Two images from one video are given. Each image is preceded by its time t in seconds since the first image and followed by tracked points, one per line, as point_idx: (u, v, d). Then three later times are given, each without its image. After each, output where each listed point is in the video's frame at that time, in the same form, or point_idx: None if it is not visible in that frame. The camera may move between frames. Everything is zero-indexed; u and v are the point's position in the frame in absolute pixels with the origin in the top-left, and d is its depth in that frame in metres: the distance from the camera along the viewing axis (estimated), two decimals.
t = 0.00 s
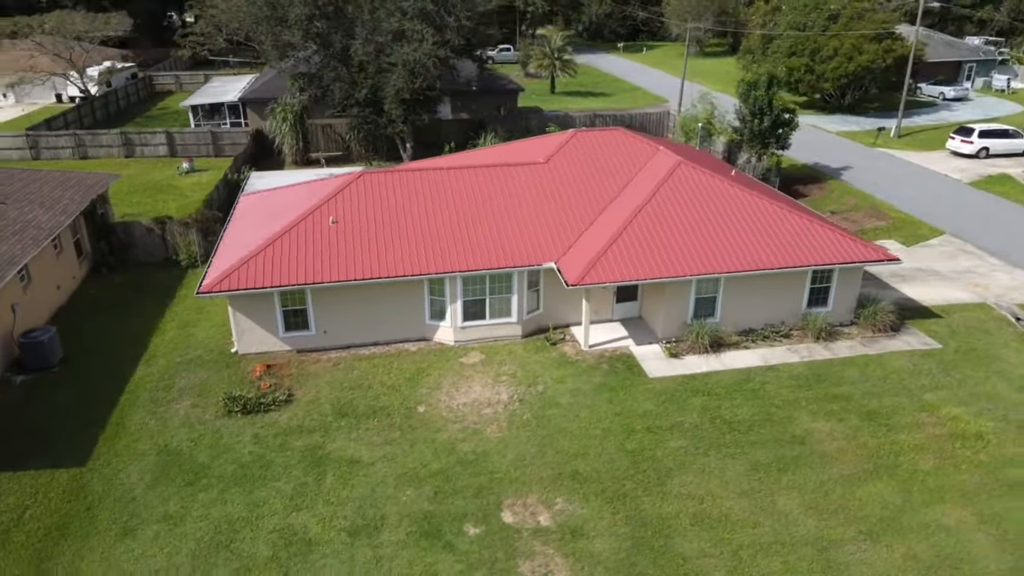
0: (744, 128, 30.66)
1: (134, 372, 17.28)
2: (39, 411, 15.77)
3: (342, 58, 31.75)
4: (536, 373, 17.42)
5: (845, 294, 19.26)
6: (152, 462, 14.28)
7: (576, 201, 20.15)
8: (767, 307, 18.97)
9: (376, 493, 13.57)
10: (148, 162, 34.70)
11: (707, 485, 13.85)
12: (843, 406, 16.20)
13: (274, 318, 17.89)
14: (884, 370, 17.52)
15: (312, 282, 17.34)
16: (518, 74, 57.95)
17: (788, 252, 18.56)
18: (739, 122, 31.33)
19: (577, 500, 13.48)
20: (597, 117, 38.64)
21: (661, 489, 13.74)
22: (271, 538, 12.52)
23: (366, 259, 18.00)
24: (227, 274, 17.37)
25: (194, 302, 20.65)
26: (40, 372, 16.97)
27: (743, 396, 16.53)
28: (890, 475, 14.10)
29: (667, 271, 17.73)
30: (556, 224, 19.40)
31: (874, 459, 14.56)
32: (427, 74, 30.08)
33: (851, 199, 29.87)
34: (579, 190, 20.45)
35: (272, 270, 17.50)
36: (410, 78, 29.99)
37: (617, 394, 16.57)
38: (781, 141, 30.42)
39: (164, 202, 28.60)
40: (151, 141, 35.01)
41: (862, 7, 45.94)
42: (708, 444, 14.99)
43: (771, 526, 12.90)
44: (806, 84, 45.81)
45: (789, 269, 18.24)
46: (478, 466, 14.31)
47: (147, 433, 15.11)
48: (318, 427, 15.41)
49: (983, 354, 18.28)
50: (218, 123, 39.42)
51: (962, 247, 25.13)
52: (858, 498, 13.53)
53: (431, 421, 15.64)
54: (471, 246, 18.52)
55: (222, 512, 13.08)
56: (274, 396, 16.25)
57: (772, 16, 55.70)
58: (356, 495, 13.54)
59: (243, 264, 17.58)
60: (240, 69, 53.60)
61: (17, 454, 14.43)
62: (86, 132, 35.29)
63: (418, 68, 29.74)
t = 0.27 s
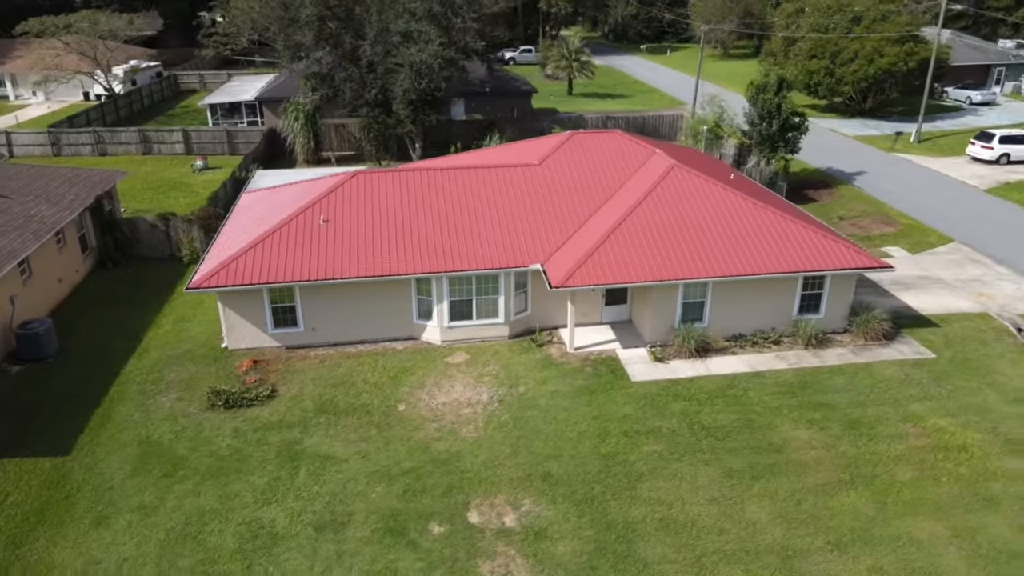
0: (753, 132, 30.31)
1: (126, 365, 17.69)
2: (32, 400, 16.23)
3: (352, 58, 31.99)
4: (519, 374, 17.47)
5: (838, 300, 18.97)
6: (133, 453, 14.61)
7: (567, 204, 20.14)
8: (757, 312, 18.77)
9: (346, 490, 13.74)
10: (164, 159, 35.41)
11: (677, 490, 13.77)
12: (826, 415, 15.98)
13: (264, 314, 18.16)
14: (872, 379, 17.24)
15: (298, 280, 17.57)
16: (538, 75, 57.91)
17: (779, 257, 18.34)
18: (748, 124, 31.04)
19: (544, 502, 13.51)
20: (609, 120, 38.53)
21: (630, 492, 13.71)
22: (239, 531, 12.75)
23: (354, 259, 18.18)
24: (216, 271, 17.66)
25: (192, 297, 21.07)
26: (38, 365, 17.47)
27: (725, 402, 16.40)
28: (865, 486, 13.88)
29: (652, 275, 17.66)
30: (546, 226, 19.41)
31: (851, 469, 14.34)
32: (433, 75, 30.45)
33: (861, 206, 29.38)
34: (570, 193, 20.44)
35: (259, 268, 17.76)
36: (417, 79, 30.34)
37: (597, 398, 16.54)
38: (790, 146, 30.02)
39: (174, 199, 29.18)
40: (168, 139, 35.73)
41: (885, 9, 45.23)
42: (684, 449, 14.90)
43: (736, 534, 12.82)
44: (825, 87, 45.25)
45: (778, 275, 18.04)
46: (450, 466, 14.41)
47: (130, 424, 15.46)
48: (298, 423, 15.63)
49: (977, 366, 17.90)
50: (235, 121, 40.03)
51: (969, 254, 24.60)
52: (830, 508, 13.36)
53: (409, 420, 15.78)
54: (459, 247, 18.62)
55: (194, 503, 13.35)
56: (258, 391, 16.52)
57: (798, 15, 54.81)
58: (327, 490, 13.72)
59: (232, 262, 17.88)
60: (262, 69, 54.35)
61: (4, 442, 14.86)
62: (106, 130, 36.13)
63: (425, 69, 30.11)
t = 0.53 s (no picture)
0: (761, 135, 30.00)
1: (119, 357, 18.09)
2: (24, 389, 16.65)
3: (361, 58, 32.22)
4: (502, 374, 17.52)
5: (830, 306, 18.72)
6: (115, 443, 14.95)
7: (559, 206, 20.17)
8: (747, 317, 18.58)
9: (318, 484, 13.92)
10: (180, 157, 36.08)
11: (646, 494, 13.72)
12: (807, 423, 15.76)
13: (254, 310, 18.45)
14: (859, 388, 16.97)
15: (286, 277, 17.82)
16: (557, 76, 57.88)
17: (769, 263, 18.15)
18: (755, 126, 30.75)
19: (512, 502, 13.54)
20: (620, 121, 38.37)
21: (598, 495, 13.69)
22: (209, 522, 12.99)
23: (342, 257, 18.38)
24: (207, 267, 17.99)
25: (190, 292, 21.46)
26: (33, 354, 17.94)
27: (705, 407, 16.29)
28: (839, 496, 13.67)
29: (638, 278, 17.60)
30: (535, 227, 19.46)
31: (827, 477, 14.15)
32: (440, 76, 30.69)
33: (870, 211, 28.90)
34: (562, 195, 20.47)
35: (249, 264, 18.05)
36: (423, 79, 30.56)
37: (577, 399, 16.53)
38: (799, 149, 29.63)
39: (184, 194, 29.73)
40: (184, 137, 36.38)
41: (910, 11, 44.33)
42: (658, 454, 14.81)
43: (702, 540, 12.72)
44: (845, 90, 44.63)
45: (766, 280, 17.86)
46: (423, 464, 14.50)
47: (116, 415, 15.81)
48: (279, 418, 15.85)
49: (971, 377, 17.51)
50: (252, 120, 40.51)
51: (977, 262, 24.06)
52: (800, 516, 13.20)
53: (387, 418, 15.91)
54: (447, 247, 18.73)
55: (168, 494, 13.62)
56: (243, 385, 16.80)
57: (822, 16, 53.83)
58: (299, 485, 13.91)
59: (223, 258, 18.19)
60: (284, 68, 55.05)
61: None
62: (125, 127, 36.93)
63: (431, 70, 30.33)
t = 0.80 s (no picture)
0: (769, 139, 29.66)
1: (113, 349, 18.51)
2: (18, 377, 17.12)
3: (370, 58, 32.46)
4: (485, 373, 17.58)
5: (820, 312, 18.47)
6: (99, 432, 15.32)
7: (549, 207, 20.19)
8: (734, 322, 18.42)
9: (290, 478, 14.12)
10: (196, 154, 36.74)
11: (614, 497, 13.68)
12: (787, 429, 15.57)
13: (244, 305, 18.76)
14: (844, 395, 16.73)
15: (275, 273, 18.09)
16: (576, 78, 57.75)
17: (757, 266, 17.98)
18: (763, 130, 30.41)
19: (479, 500, 13.61)
20: (632, 123, 38.20)
21: (566, 496, 13.70)
22: (180, 511, 13.25)
23: (332, 254, 18.61)
24: (198, 262, 18.32)
25: (189, 287, 21.87)
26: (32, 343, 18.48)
27: (685, 411, 16.19)
28: (809, 504, 13.50)
29: (622, 280, 17.54)
30: (525, 228, 19.53)
31: (800, 485, 13.98)
32: (445, 76, 31.05)
33: (879, 216, 28.40)
34: (553, 197, 20.49)
35: (239, 261, 18.34)
36: (429, 79, 30.89)
37: (557, 400, 16.52)
38: (808, 153, 29.27)
39: (194, 191, 30.25)
40: (200, 134, 37.04)
41: (935, 13, 43.49)
42: (632, 457, 14.76)
43: (664, 544, 12.66)
44: (865, 93, 43.97)
45: (754, 284, 17.67)
46: (395, 461, 14.62)
47: (103, 405, 16.19)
48: (260, 412, 16.10)
49: (963, 386, 17.15)
50: (270, 119, 40.88)
51: (983, 270, 23.51)
52: (768, 523, 13.07)
53: (367, 414, 16.07)
54: (435, 246, 18.87)
55: (144, 484, 13.92)
56: (229, 378, 17.11)
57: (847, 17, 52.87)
58: (272, 478, 14.11)
59: (214, 254, 18.50)
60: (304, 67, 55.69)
61: None
62: (144, 124, 37.72)
63: (437, 70, 30.68)
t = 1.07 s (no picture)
0: (776, 142, 29.26)
1: (107, 341, 18.93)
2: (13, 367, 17.61)
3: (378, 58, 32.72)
4: (467, 373, 17.65)
5: (809, 318, 18.24)
6: (84, 422, 15.69)
7: (539, 209, 20.26)
8: (720, 326, 18.27)
9: (263, 472, 14.32)
10: (210, 151, 37.37)
11: (582, 499, 13.66)
12: (764, 436, 15.41)
13: (234, 301, 19.07)
14: (828, 403, 16.50)
15: (263, 269, 18.37)
16: (594, 79, 57.57)
17: (743, 271, 17.81)
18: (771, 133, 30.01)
19: (446, 499, 13.69)
20: (643, 124, 37.98)
21: (533, 497, 13.71)
22: (153, 502, 13.53)
23: (320, 251, 18.83)
24: (190, 257, 18.66)
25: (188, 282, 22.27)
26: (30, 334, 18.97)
27: (663, 415, 16.09)
28: (777, 512, 13.34)
29: (605, 282, 17.51)
30: (514, 230, 19.60)
31: (771, 492, 13.84)
32: (450, 76, 31.18)
33: (887, 222, 27.92)
34: (544, 198, 20.57)
35: (229, 257, 18.65)
36: (435, 79, 31.05)
37: (535, 402, 16.54)
38: (817, 157, 28.85)
39: (204, 187, 30.78)
40: (215, 132, 37.66)
41: (960, 15, 42.68)
42: (604, 460, 14.71)
43: (626, 548, 12.61)
44: (884, 96, 43.20)
45: (740, 289, 17.52)
46: (368, 458, 14.75)
47: (91, 396, 16.57)
48: (242, 406, 16.35)
49: (952, 396, 16.80)
50: (286, 117, 41.37)
51: (989, 278, 22.97)
52: (733, 530, 12.95)
53: (345, 411, 16.24)
54: (422, 245, 19.01)
55: (121, 474, 14.22)
56: (215, 373, 17.42)
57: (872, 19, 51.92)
58: (245, 471, 14.33)
59: (206, 250, 18.83)
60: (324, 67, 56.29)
61: None
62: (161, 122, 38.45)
63: (443, 70, 30.81)
